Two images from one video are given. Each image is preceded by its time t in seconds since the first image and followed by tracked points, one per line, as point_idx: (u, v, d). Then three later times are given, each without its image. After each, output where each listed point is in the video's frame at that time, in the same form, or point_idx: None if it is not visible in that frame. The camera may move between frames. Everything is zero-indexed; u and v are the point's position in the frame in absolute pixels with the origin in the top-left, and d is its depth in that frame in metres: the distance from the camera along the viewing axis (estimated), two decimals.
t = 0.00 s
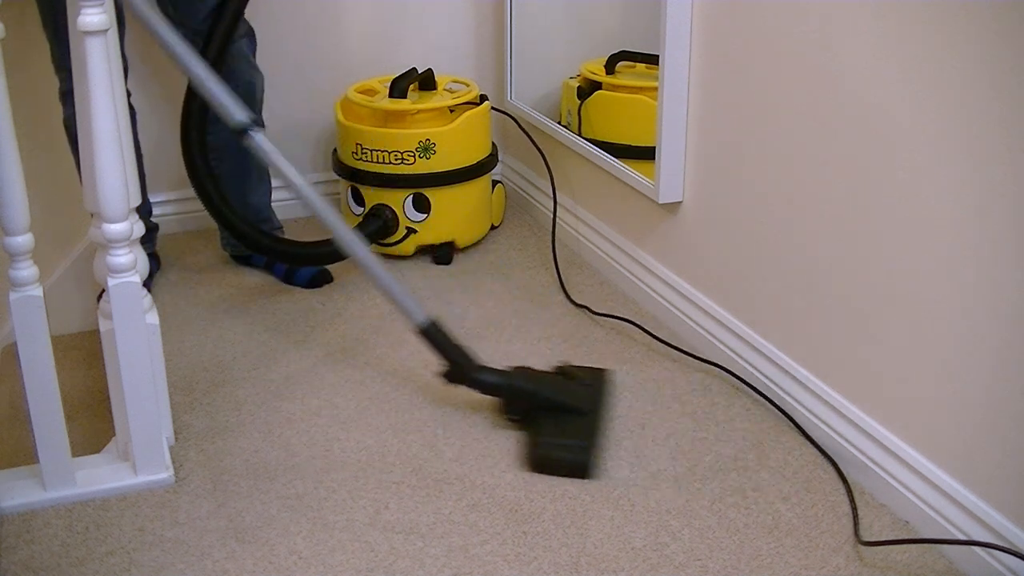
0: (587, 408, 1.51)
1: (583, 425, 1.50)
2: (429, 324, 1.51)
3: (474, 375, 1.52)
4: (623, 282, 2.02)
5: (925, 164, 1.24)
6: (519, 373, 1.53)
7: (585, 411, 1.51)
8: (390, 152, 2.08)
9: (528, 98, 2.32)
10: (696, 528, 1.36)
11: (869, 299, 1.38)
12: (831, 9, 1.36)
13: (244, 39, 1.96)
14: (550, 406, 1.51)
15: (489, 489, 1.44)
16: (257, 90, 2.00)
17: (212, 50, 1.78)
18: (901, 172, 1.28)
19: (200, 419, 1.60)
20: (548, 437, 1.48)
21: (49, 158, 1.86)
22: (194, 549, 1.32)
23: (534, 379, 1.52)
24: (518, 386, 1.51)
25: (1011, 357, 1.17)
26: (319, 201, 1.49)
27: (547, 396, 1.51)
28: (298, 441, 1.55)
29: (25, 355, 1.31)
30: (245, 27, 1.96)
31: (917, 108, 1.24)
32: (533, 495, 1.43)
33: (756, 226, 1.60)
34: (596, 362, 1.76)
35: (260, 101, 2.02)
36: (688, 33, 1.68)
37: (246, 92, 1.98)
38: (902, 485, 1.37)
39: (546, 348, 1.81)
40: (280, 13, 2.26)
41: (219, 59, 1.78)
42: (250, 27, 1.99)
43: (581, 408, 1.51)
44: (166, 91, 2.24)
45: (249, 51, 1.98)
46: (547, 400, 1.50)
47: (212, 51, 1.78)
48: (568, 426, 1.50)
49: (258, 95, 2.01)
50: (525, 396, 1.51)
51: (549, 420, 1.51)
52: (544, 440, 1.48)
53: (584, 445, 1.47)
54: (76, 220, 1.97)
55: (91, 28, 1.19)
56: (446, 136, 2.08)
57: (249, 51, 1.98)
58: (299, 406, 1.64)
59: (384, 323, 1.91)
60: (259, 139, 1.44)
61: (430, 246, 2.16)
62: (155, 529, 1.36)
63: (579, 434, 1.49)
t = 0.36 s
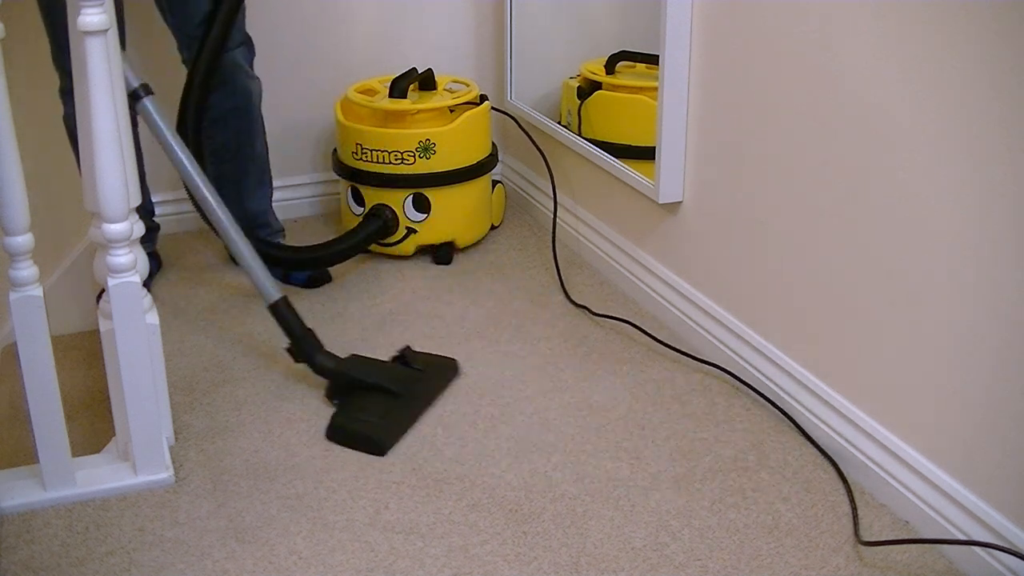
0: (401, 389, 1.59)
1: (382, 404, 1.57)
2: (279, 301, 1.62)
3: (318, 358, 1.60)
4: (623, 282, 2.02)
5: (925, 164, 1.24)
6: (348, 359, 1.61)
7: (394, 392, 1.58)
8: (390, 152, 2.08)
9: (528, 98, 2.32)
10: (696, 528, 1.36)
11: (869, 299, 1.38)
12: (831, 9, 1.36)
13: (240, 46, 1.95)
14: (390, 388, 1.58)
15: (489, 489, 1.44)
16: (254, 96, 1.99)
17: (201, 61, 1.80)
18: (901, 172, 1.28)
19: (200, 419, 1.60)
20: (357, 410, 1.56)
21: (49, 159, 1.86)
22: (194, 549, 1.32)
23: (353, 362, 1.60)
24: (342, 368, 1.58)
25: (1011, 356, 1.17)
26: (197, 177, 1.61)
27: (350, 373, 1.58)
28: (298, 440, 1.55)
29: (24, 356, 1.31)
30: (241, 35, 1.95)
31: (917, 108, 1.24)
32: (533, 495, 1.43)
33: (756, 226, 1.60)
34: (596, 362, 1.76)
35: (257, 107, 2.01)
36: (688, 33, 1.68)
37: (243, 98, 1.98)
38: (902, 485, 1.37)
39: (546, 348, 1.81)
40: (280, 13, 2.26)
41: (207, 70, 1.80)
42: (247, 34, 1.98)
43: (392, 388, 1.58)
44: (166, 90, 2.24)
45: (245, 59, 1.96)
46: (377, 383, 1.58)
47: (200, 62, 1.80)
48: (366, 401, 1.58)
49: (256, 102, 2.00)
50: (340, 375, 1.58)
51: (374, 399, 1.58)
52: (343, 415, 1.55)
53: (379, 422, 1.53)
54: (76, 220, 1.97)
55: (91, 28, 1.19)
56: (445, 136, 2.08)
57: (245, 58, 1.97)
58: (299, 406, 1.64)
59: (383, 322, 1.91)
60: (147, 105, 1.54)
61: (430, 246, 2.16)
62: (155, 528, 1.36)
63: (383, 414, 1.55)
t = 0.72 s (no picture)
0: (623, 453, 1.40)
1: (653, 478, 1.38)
2: (514, 364, 1.42)
3: (559, 422, 1.43)
4: (623, 282, 2.02)
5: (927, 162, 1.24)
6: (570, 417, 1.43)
7: (656, 464, 1.39)
8: (389, 152, 2.08)
9: (528, 98, 2.32)
10: (696, 529, 1.36)
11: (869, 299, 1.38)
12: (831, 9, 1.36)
13: (256, 43, 1.94)
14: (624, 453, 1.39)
15: (489, 489, 1.44)
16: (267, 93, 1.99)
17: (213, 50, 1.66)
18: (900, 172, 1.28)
19: (200, 419, 1.60)
20: (607, 486, 1.37)
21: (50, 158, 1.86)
22: (194, 549, 1.32)
23: (612, 427, 1.43)
24: (598, 435, 1.41)
25: (1010, 356, 1.17)
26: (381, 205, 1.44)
27: (604, 441, 1.40)
28: (298, 440, 1.55)
29: (24, 355, 1.31)
30: (257, 32, 1.95)
31: (917, 108, 1.24)
32: (533, 495, 1.43)
33: (756, 226, 1.60)
34: (597, 363, 1.76)
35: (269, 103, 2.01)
36: (688, 33, 1.68)
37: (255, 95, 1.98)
38: (901, 484, 1.37)
39: (546, 349, 1.81)
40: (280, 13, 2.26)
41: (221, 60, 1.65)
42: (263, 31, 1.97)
43: (653, 461, 1.39)
44: (166, 90, 2.24)
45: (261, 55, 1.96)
46: (619, 446, 1.39)
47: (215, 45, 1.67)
48: (626, 472, 1.39)
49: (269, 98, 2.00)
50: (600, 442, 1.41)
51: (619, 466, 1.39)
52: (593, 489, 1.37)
53: (639, 501, 1.35)
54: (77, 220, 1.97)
55: (91, 28, 1.19)
56: (445, 136, 2.08)
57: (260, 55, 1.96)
58: (299, 406, 1.64)
59: (383, 323, 1.91)
60: (338, 163, 1.42)
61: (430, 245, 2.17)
62: (154, 528, 1.36)
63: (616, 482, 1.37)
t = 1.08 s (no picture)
0: (693, 466, 1.34)
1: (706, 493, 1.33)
2: (556, 369, 1.36)
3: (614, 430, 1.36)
4: (623, 282, 2.02)
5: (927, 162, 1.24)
6: (648, 432, 1.36)
7: (708, 477, 1.34)
8: (389, 152, 2.08)
9: (529, 98, 2.31)
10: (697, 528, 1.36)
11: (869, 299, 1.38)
12: (831, 9, 1.36)
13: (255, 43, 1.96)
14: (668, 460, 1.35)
15: (489, 489, 1.44)
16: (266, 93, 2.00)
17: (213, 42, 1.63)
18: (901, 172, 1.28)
19: (200, 419, 1.60)
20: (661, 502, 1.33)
21: (52, 159, 1.86)
22: (194, 549, 1.32)
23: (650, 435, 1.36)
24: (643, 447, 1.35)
25: (1010, 356, 1.17)
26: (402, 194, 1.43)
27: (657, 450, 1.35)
28: (298, 440, 1.55)
29: (24, 355, 1.31)
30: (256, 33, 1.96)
31: (916, 108, 1.24)
32: (533, 495, 1.43)
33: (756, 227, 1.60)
34: (597, 363, 1.76)
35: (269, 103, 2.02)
36: (688, 33, 1.68)
37: (255, 95, 1.99)
38: (901, 484, 1.37)
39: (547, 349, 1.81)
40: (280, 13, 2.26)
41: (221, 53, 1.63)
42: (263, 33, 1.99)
43: (705, 474, 1.34)
44: (166, 90, 2.24)
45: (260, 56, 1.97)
46: (670, 458, 1.34)
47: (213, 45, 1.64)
48: (683, 490, 1.34)
49: (269, 98, 2.01)
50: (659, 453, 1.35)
51: (678, 486, 1.35)
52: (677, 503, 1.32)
53: (700, 516, 1.31)
54: (77, 220, 1.97)
55: (91, 28, 1.19)
56: (445, 136, 2.08)
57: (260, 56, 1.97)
58: (299, 406, 1.64)
59: (383, 323, 1.91)
60: (372, 168, 1.43)
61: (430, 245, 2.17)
62: (155, 528, 1.36)
63: (684, 502, 1.33)
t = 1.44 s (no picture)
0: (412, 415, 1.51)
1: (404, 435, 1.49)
2: (292, 299, 1.52)
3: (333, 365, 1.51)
4: (623, 282, 2.02)
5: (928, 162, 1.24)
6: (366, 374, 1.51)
7: (405, 420, 1.49)
8: (389, 152, 2.09)
9: (529, 98, 2.31)
10: (696, 528, 1.36)
11: (869, 299, 1.38)
12: (830, 9, 1.36)
13: (286, 44, 1.95)
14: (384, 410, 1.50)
15: (489, 489, 1.44)
16: (304, 92, 1.99)
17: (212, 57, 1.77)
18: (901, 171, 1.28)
19: (200, 419, 1.60)
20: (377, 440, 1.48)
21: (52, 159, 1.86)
22: (194, 549, 1.32)
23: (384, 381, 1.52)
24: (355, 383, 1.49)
25: (1010, 356, 1.17)
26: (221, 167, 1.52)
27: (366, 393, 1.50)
28: (298, 440, 1.55)
29: (24, 355, 1.31)
30: (286, 33, 1.94)
31: (917, 107, 1.24)
32: (532, 495, 1.43)
33: (756, 227, 1.60)
34: (596, 363, 1.76)
35: (311, 103, 2.00)
36: (688, 33, 1.68)
37: (295, 96, 1.98)
38: (901, 484, 1.37)
39: (545, 349, 1.81)
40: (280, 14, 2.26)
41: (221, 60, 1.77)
42: (297, 33, 1.98)
43: (398, 414, 1.49)
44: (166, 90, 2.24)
45: (292, 56, 1.96)
46: (371, 400, 1.49)
47: (212, 61, 1.77)
48: (381, 431, 1.49)
49: (309, 97, 1.99)
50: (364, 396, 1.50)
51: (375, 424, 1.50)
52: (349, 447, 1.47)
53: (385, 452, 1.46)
54: (76, 220, 1.97)
55: (91, 28, 1.19)
56: (446, 135, 2.08)
57: (292, 57, 1.96)
58: (299, 406, 1.64)
59: (382, 322, 1.91)
60: (172, 92, 1.49)
61: (430, 245, 2.17)
62: (155, 528, 1.36)
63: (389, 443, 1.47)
